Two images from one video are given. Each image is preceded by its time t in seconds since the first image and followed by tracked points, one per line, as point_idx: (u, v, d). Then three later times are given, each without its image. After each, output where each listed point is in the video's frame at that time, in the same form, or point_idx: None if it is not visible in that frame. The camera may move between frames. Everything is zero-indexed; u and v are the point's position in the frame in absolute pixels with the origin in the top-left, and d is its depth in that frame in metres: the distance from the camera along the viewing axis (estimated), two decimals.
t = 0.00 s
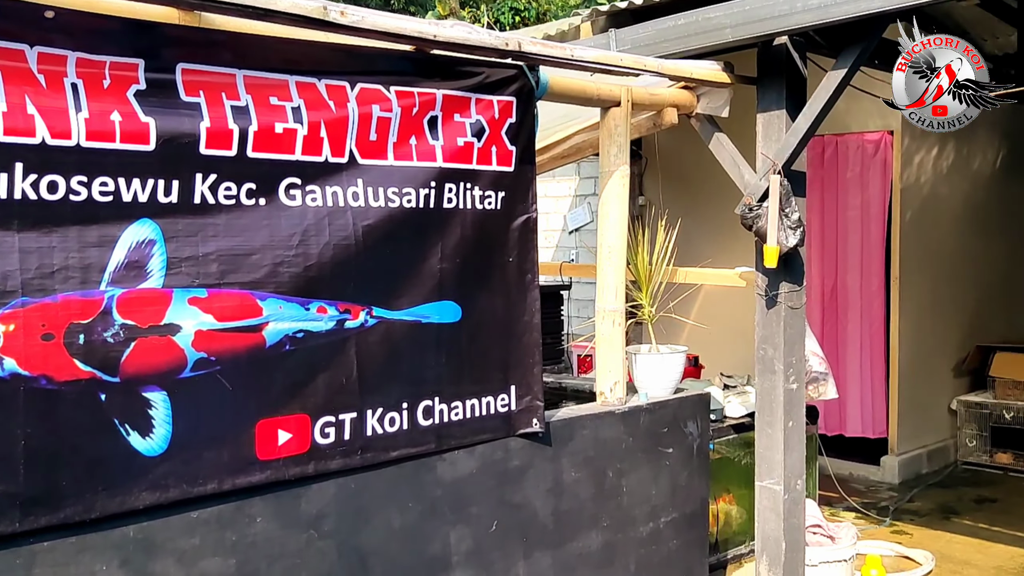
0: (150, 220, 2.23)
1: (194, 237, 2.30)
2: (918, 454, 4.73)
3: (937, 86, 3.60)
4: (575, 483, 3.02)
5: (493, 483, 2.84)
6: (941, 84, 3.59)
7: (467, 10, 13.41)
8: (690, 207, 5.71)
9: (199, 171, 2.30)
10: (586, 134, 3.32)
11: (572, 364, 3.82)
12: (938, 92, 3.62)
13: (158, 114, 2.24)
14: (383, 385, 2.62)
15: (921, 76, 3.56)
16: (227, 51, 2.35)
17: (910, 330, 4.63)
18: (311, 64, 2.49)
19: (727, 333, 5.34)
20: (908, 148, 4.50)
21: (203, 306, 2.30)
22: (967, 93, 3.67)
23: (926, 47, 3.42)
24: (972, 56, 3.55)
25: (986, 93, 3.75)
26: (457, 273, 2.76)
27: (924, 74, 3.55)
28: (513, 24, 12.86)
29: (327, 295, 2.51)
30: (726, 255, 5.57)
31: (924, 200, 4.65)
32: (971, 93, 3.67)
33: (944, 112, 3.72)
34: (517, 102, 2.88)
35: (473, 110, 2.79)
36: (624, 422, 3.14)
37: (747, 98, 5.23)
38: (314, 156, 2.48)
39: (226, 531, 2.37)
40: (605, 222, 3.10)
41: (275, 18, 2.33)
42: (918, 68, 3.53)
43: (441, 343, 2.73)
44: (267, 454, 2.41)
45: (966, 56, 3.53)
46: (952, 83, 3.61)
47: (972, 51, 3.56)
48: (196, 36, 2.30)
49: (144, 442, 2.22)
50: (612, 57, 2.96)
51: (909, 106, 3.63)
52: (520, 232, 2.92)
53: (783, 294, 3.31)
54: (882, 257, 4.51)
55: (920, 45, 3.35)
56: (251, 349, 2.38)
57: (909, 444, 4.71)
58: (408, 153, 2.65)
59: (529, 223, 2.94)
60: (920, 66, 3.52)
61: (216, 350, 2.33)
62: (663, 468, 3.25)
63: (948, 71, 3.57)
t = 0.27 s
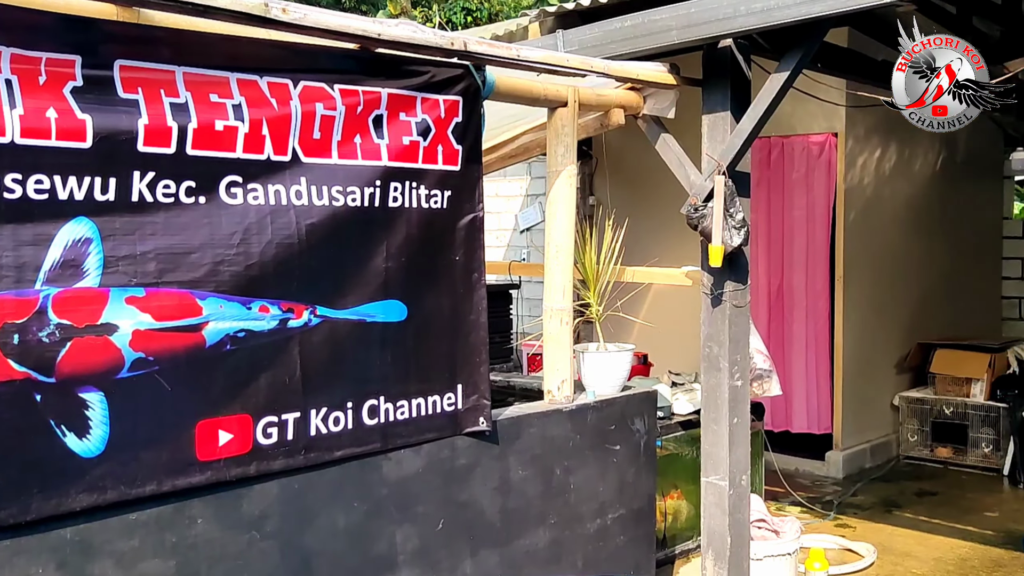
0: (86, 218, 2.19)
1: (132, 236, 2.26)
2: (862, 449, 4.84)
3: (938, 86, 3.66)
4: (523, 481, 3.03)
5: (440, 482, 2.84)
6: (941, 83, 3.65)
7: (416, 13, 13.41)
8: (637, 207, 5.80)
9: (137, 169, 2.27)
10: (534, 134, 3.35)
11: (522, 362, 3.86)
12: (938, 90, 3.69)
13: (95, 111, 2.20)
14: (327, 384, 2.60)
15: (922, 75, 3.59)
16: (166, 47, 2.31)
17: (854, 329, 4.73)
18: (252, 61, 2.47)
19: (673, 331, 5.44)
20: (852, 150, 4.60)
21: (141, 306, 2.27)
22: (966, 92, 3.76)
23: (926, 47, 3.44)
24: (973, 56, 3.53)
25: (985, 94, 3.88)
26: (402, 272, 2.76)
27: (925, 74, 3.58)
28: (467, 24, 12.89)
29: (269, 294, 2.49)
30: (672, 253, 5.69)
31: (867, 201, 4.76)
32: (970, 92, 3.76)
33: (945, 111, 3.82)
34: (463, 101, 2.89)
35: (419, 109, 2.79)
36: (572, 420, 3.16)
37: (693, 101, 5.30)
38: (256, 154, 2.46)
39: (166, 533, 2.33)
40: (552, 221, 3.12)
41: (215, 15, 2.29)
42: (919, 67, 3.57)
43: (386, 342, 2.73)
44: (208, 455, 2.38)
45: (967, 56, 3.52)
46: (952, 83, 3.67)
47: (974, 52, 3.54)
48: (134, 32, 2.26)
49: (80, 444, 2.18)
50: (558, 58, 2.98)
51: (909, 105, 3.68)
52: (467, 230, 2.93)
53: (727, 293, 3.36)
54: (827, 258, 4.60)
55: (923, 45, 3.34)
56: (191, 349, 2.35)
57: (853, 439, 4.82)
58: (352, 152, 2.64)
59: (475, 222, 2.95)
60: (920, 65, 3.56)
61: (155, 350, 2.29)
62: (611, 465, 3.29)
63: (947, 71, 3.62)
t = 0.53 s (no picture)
0: (26, 216, 2.14)
1: (73, 234, 2.22)
2: (812, 443, 4.94)
3: (938, 87, 3.38)
4: (475, 479, 3.04)
5: (391, 480, 2.84)
6: (942, 84, 3.37)
7: (370, 11, 13.36)
8: (586, 205, 5.87)
9: (78, 167, 2.22)
10: (486, 134, 3.37)
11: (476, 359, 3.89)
12: (937, 93, 3.40)
13: (35, 107, 2.15)
14: (275, 383, 2.59)
15: (921, 75, 3.33)
16: (108, 44, 2.26)
17: (804, 326, 4.83)
18: (197, 58, 2.43)
19: (624, 329, 5.53)
20: (801, 149, 4.67)
21: (83, 305, 2.23)
22: (967, 93, 3.45)
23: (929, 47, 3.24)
24: (973, 56, 3.28)
25: (983, 93, 3.59)
26: (352, 271, 2.76)
27: (924, 73, 3.32)
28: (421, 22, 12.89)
29: (214, 292, 2.47)
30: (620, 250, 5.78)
31: (816, 200, 4.85)
32: (970, 94, 3.46)
33: (944, 113, 3.50)
34: (412, 99, 2.89)
35: (368, 107, 2.78)
36: (524, 417, 3.18)
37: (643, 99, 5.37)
38: (200, 151, 2.44)
39: (110, 535, 2.29)
40: (503, 220, 3.13)
41: (158, 11, 2.24)
42: (918, 68, 3.33)
43: (335, 341, 2.72)
44: (153, 456, 2.34)
45: (968, 57, 3.27)
46: (952, 82, 3.36)
47: (974, 51, 3.29)
48: (75, 28, 2.21)
49: (21, 445, 2.13)
50: (508, 58, 2.99)
51: (908, 106, 3.41)
52: (417, 229, 2.94)
53: (678, 290, 3.41)
54: (777, 256, 4.69)
55: (923, 45, 3.20)
56: (135, 349, 2.32)
57: (803, 434, 4.91)
58: (299, 150, 2.63)
59: (426, 220, 2.96)
60: (919, 66, 3.33)
61: (97, 350, 2.25)
62: (563, 461, 3.31)
63: (948, 71, 3.32)
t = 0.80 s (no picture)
0: None
1: (12, 235, 2.18)
2: (762, 439, 5.02)
3: (938, 87, 3.32)
4: (425, 478, 3.05)
5: (340, 481, 2.83)
6: (942, 83, 3.30)
7: (324, 11, 13.30)
8: (539, 204, 5.91)
9: (16, 166, 2.18)
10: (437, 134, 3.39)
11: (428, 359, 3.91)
12: (937, 93, 3.32)
13: None
14: (221, 385, 2.56)
15: (922, 76, 3.27)
16: (47, 41, 2.21)
17: (754, 324, 4.91)
18: (139, 56, 2.40)
19: (576, 327, 5.58)
20: (751, 150, 4.75)
21: (21, 306, 2.18)
22: (966, 92, 3.40)
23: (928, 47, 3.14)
24: (972, 54, 3.21)
25: (981, 93, 3.57)
26: (299, 271, 2.75)
27: (925, 74, 3.26)
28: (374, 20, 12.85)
29: (158, 293, 2.43)
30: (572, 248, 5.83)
31: (765, 201, 4.93)
32: (968, 93, 3.41)
33: (943, 113, 3.46)
34: (361, 99, 2.89)
35: (315, 107, 2.78)
36: (475, 417, 3.19)
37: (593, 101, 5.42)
38: (142, 151, 2.40)
39: (51, 538, 2.25)
40: (454, 220, 3.14)
41: (99, 9, 2.20)
42: (918, 68, 3.25)
43: (283, 342, 2.70)
44: (95, 458, 2.30)
45: (968, 55, 3.19)
46: (951, 82, 3.31)
47: (973, 49, 3.22)
48: (14, 25, 2.15)
49: None
50: (457, 58, 3.00)
51: (908, 106, 3.35)
52: (366, 229, 2.94)
53: (628, 289, 3.44)
54: (727, 256, 4.77)
55: (923, 45, 3.12)
56: (76, 351, 2.28)
57: (753, 430, 4.99)
58: (244, 149, 2.61)
59: (374, 220, 2.96)
60: (919, 66, 3.24)
61: (37, 352, 2.21)
62: (514, 460, 3.33)
63: (947, 71, 3.26)
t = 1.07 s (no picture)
0: None
1: None
2: (715, 436, 5.10)
3: (937, 86, 3.51)
4: (378, 477, 3.04)
5: (290, 481, 2.81)
6: (942, 83, 3.48)
7: (278, 9, 13.16)
8: (494, 204, 5.93)
9: None
10: (391, 133, 3.39)
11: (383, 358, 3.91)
12: (937, 92, 3.52)
13: None
14: (168, 385, 2.53)
15: (922, 75, 3.46)
16: None
17: (708, 322, 4.98)
18: (83, 52, 2.35)
19: (532, 326, 5.62)
20: (703, 152, 4.82)
21: None
22: (966, 92, 3.57)
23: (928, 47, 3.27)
24: (973, 56, 3.34)
25: (981, 93, 3.74)
26: (248, 270, 2.72)
27: (925, 73, 3.43)
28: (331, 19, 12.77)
29: (102, 293, 2.39)
30: (528, 249, 5.87)
31: (718, 201, 5.00)
32: (967, 93, 3.57)
33: (943, 112, 3.64)
34: (311, 98, 2.88)
35: (264, 105, 2.76)
36: (428, 416, 3.19)
37: (547, 100, 5.47)
38: (87, 149, 2.35)
39: None
40: (406, 218, 3.14)
41: (39, 4, 2.16)
42: (917, 68, 3.42)
43: (232, 342, 2.67)
44: (39, 461, 2.24)
45: (968, 56, 3.33)
46: (950, 82, 3.48)
47: (975, 52, 3.34)
48: None
49: None
50: (410, 57, 3.00)
51: (909, 106, 3.56)
52: (317, 228, 2.92)
53: (582, 289, 3.45)
54: (681, 255, 4.83)
55: (923, 45, 3.22)
56: (18, 352, 2.22)
57: (707, 427, 5.06)
58: (192, 147, 2.58)
59: (326, 220, 2.95)
60: (918, 65, 3.41)
61: None
62: (468, 459, 3.34)
63: (947, 71, 3.41)
